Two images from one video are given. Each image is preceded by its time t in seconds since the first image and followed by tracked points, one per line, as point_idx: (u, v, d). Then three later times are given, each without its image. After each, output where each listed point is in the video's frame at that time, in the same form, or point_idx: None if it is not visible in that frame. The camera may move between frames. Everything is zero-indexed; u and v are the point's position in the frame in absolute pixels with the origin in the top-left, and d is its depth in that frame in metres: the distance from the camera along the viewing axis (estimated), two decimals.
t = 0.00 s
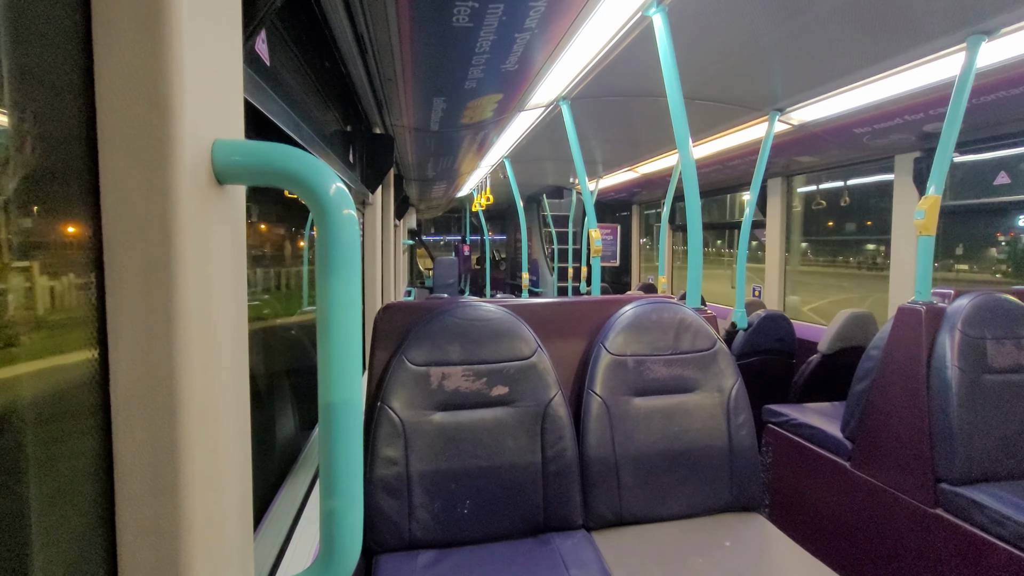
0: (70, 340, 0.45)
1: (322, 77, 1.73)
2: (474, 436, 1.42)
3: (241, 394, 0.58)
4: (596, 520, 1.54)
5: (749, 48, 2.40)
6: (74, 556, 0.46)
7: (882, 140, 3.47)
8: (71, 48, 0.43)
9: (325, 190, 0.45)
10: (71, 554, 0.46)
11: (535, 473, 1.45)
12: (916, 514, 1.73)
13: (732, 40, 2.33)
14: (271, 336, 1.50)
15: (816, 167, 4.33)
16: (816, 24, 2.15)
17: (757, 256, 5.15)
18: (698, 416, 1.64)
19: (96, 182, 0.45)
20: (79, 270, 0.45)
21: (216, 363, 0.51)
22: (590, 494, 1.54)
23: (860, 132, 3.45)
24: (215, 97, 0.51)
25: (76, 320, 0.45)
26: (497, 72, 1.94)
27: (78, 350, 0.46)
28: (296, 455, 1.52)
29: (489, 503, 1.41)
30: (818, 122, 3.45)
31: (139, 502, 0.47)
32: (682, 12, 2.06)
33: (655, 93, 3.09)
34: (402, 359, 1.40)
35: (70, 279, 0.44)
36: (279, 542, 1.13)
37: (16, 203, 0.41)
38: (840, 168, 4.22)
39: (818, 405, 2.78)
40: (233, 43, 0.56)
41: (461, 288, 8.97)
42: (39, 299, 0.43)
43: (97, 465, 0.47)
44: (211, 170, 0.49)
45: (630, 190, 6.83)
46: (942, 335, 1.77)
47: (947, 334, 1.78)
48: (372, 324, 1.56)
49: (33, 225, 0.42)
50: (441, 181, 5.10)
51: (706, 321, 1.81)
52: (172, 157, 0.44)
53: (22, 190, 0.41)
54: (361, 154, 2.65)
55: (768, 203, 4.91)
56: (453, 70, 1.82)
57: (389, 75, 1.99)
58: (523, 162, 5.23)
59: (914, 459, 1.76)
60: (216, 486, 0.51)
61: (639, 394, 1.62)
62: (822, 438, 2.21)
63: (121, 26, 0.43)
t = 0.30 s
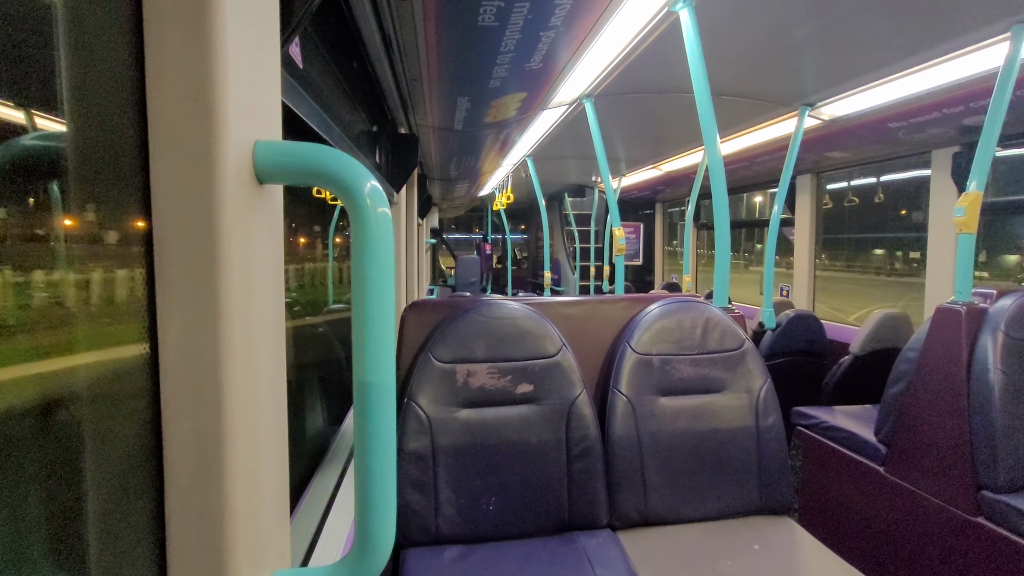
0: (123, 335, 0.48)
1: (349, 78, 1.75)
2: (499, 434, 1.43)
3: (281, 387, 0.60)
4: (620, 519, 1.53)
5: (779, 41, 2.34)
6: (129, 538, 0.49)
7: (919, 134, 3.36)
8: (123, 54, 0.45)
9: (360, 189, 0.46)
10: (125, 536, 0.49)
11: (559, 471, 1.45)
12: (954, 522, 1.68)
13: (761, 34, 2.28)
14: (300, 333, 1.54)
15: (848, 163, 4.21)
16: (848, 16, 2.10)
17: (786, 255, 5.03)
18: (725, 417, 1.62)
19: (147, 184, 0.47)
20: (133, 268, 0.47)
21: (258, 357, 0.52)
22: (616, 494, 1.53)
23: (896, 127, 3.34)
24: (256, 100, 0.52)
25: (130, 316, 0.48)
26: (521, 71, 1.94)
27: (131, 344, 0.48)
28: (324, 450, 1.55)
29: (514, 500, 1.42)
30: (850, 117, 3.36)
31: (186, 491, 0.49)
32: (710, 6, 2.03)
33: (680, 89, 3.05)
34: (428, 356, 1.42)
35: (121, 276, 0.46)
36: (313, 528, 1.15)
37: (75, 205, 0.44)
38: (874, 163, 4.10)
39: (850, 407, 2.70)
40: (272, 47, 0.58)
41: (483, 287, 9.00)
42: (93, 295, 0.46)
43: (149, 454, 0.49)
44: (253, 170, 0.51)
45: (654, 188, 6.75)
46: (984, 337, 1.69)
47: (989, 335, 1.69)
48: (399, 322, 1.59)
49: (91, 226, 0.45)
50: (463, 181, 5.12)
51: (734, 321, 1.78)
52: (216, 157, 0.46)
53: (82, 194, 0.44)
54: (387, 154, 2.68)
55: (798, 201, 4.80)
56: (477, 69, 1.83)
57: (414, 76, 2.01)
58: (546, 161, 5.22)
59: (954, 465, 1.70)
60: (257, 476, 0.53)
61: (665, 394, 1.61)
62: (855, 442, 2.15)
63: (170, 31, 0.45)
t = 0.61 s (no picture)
0: (152, 334, 0.48)
1: (370, 79, 1.77)
2: (517, 432, 1.43)
3: (303, 384, 0.61)
4: (639, 521, 1.52)
5: (804, 36, 2.30)
6: (156, 532, 0.49)
7: (950, 130, 3.26)
8: (154, 55, 0.46)
9: (382, 187, 0.46)
10: (153, 530, 0.49)
11: (577, 472, 1.45)
12: (986, 529, 1.63)
13: (784, 29, 2.24)
14: (321, 331, 1.56)
15: (875, 160, 4.11)
16: (875, 9, 2.05)
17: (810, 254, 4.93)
18: (747, 419, 1.59)
19: (176, 181, 0.48)
20: (159, 267, 0.47)
21: (282, 353, 0.53)
22: (634, 495, 1.52)
23: (926, 123, 3.25)
24: (280, 102, 0.53)
25: (159, 315, 0.48)
26: (540, 70, 1.94)
27: (160, 343, 0.48)
28: (344, 446, 1.57)
29: (531, 499, 1.42)
30: (877, 113, 3.28)
31: (213, 484, 0.50)
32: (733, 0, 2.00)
33: (701, 87, 3.01)
34: (447, 355, 1.43)
35: (150, 275, 0.47)
36: (333, 522, 1.17)
37: (110, 205, 0.45)
38: (902, 160, 3.99)
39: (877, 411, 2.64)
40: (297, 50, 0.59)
41: (501, 287, 9.02)
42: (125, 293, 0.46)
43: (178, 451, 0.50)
44: (278, 169, 0.51)
45: (674, 187, 6.68)
46: (1021, 339, 1.64)
47: None
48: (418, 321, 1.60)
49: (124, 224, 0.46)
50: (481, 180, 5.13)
51: (757, 321, 1.76)
52: (243, 158, 0.47)
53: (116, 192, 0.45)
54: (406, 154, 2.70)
55: (822, 199, 4.70)
56: (496, 69, 1.83)
57: (433, 76, 2.02)
58: (564, 160, 5.21)
59: (987, 472, 1.65)
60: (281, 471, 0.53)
61: (685, 394, 1.59)
62: (881, 447, 2.10)
63: (199, 33, 0.46)
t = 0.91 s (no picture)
0: (165, 330, 0.49)
1: (379, 79, 1.78)
2: (523, 433, 1.43)
3: (313, 382, 0.61)
4: (645, 524, 1.51)
5: (816, 37, 2.28)
6: (168, 525, 0.50)
7: (963, 132, 3.22)
8: (171, 57, 0.47)
9: (392, 187, 0.47)
10: (165, 523, 0.50)
11: (582, 473, 1.44)
12: (998, 538, 1.60)
13: (796, 30, 2.22)
14: (328, 330, 1.57)
15: (887, 163, 4.07)
16: (889, 10, 2.03)
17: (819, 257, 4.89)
18: (754, 422, 1.58)
19: (191, 181, 0.49)
20: (173, 265, 0.48)
21: (293, 351, 0.54)
22: (640, 498, 1.51)
23: (939, 125, 3.21)
24: (293, 102, 0.53)
25: (172, 313, 0.49)
26: (549, 71, 1.94)
27: (172, 339, 0.50)
28: (351, 445, 1.58)
29: (537, 500, 1.42)
30: (889, 114, 3.25)
31: (222, 479, 0.51)
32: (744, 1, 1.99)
33: (711, 88, 2.99)
34: (454, 355, 1.43)
35: (165, 273, 0.48)
36: (340, 519, 1.17)
37: (126, 202, 0.46)
38: (915, 163, 3.95)
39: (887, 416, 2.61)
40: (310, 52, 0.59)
41: (508, 287, 9.01)
42: (141, 289, 0.48)
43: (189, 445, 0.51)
44: (290, 169, 0.52)
45: (683, 188, 6.65)
46: None
47: None
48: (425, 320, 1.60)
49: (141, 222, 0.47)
50: (489, 180, 5.14)
51: (765, 324, 1.74)
52: (256, 158, 0.47)
53: (134, 190, 0.46)
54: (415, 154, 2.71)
55: (832, 201, 4.67)
56: (505, 69, 1.83)
57: (443, 76, 2.03)
58: (572, 161, 5.20)
59: (999, 479, 1.63)
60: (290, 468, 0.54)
61: (692, 397, 1.58)
62: (891, 452, 2.08)
63: (214, 35, 0.47)
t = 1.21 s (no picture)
0: (162, 330, 0.49)
1: (379, 81, 1.78)
2: (522, 435, 1.43)
3: (312, 384, 0.62)
4: (644, 526, 1.51)
5: (816, 39, 2.28)
6: (165, 526, 0.51)
7: (963, 135, 3.23)
8: (170, 60, 0.47)
9: (389, 191, 0.47)
10: (161, 524, 0.50)
11: (582, 475, 1.44)
12: (1000, 542, 1.60)
13: (797, 32, 2.23)
14: (328, 331, 1.57)
15: (887, 165, 4.07)
16: (891, 12, 2.03)
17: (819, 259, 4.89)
18: (753, 425, 1.58)
19: (190, 184, 0.49)
20: (171, 266, 0.48)
21: (290, 354, 0.54)
22: (639, 500, 1.51)
23: (939, 127, 3.21)
24: (292, 106, 0.54)
25: (170, 314, 0.49)
26: (549, 73, 1.95)
27: (170, 339, 0.50)
28: (350, 446, 1.58)
29: (536, 502, 1.42)
30: (889, 117, 3.26)
31: (220, 482, 0.51)
32: (743, 4, 1.99)
33: (711, 90, 3.00)
34: (453, 356, 1.43)
35: (162, 275, 0.48)
36: (338, 521, 1.17)
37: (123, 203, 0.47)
38: (915, 165, 3.95)
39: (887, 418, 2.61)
40: (309, 57, 0.60)
41: (508, 288, 9.00)
42: (138, 291, 0.48)
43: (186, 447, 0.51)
44: (288, 173, 0.52)
45: (682, 190, 6.66)
46: None
47: None
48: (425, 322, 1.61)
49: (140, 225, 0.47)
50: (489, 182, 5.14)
51: (764, 326, 1.74)
52: (254, 161, 0.48)
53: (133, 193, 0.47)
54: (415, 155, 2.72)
55: (832, 204, 4.67)
56: (505, 71, 1.84)
57: (443, 78, 2.03)
58: (572, 163, 5.20)
59: (998, 482, 1.63)
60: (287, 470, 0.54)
61: (692, 399, 1.58)
62: (891, 454, 2.08)
63: (213, 38, 0.47)
